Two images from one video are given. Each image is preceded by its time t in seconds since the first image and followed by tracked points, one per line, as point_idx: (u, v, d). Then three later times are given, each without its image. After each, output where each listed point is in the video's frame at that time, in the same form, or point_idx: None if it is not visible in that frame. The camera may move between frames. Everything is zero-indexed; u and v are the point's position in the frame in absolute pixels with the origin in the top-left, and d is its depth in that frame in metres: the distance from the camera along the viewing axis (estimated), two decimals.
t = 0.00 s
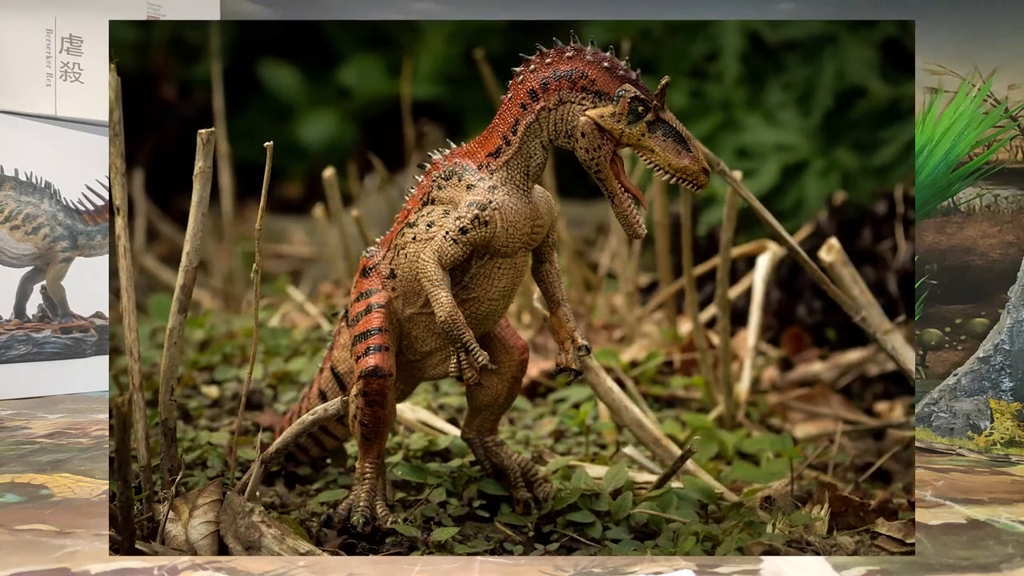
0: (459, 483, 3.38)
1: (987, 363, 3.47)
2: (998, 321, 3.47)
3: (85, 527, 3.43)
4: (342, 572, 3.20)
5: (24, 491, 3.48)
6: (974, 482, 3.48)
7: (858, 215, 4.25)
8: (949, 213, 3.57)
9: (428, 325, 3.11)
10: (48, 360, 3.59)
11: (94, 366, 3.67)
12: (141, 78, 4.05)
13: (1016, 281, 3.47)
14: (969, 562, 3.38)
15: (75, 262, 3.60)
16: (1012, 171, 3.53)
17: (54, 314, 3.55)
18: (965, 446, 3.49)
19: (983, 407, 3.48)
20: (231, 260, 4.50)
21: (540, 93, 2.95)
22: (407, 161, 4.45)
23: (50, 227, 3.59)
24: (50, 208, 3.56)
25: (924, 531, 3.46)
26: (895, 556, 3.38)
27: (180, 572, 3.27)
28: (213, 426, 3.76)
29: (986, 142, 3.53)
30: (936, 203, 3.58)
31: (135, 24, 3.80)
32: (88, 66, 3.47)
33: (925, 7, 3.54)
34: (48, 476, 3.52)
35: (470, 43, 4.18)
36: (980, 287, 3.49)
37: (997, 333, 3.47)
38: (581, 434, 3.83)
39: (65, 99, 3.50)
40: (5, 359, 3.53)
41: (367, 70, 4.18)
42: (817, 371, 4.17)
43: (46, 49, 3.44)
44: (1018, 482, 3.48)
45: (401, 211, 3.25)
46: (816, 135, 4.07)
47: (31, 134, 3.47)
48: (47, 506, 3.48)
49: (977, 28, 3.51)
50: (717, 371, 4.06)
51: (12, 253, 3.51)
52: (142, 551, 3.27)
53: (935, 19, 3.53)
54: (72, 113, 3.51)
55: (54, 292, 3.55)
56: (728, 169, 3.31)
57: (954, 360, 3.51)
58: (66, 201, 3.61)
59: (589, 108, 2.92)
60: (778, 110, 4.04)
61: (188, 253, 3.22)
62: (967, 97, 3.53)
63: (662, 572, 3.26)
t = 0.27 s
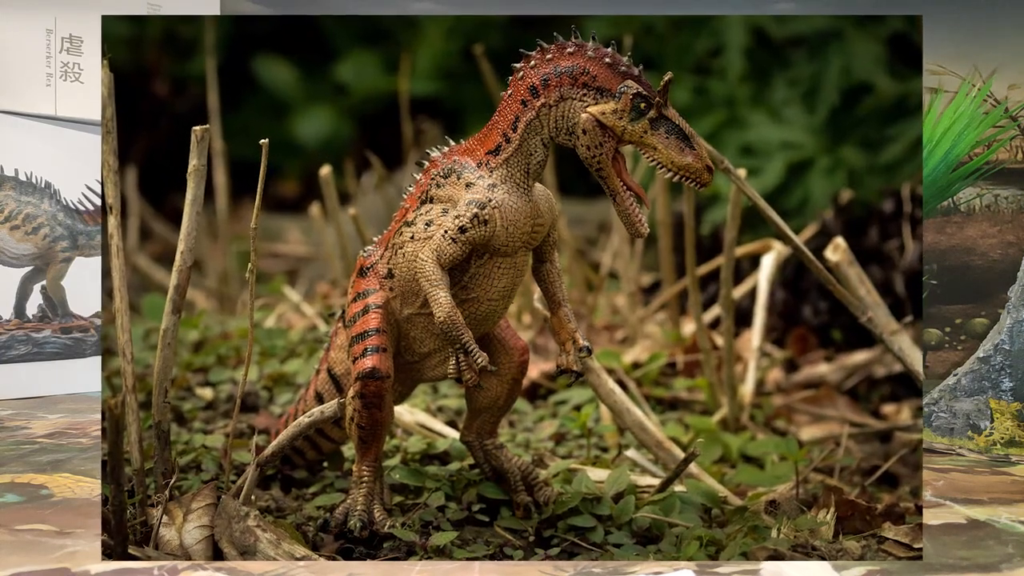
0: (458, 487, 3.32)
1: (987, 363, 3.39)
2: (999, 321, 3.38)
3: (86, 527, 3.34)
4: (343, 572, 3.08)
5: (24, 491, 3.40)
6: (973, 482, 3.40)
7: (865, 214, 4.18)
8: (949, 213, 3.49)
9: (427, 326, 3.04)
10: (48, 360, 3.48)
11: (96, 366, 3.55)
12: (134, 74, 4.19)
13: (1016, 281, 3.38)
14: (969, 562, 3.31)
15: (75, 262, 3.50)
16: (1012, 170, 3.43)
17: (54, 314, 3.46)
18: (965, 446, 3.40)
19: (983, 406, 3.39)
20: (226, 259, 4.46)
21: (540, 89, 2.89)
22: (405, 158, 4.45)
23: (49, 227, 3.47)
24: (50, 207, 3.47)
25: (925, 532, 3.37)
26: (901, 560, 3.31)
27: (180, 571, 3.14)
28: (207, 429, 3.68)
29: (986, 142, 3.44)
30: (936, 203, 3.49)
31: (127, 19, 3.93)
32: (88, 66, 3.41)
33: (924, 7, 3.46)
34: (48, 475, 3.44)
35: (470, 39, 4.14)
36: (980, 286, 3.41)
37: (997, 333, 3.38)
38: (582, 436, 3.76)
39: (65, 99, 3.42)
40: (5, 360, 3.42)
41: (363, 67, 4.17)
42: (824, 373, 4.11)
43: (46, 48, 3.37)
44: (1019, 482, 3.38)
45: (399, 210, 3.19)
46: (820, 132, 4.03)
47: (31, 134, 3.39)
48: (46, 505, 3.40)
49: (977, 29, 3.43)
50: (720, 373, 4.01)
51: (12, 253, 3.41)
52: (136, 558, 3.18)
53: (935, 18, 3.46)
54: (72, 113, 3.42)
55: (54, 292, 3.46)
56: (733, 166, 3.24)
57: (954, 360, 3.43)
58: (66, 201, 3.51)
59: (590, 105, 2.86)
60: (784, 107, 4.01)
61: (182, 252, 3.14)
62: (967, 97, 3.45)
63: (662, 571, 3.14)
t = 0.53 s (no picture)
0: (457, 491, 3.26)
1: (987, 363, 3.29)
2: (999, 321, 3.29)
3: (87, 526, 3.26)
4: (342, 572, 3.02)
5: (24, 491, 3.31)
6: (973, 482, 3.30)
7: (871, 213, 4.18)
8: (949, 213, 3.39)
9: (426, 327, 2.98)
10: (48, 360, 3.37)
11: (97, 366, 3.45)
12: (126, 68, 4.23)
13: (1016, 281, 3.28)
14: (969, 562, 3.22)
15: (75, 262, 3.41)
16: (1012, 171, 3.34)
17: (53, 314, 3.36)
18: (964, 446, 3.30)
19: (982, 406, 3.29)
20: (221, 259, 4.46)
21: (540, 86, 2.82)
22: (404, 155, 4.48)
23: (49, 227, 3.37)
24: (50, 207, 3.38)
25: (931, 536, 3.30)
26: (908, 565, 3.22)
27: (180, 572, 3.08)
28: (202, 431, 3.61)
29: (986, 142, 3.35)
30: (936, 203, 3.40)
31: (118, 11, 4.02)
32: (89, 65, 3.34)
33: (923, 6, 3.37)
34: (48, 476, 3.33)
35: (471, 35, 4.19)
36: (980, 286, 3.30)
37: (997, 333, 3.29)
38: (583, 439, 3.70)
39: (65, 99, 3.34)
40: (4, 360, 3.33)
41: (361, 62, 4.24)
42: (829, 374, 4.07)
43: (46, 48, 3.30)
44: (1018, 482, 3.28)
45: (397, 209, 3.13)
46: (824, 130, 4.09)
47: (31, 133, 3.31)
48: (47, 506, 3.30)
49: (977, 29, 3.33)
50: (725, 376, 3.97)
51: (11, 253, 3.31)
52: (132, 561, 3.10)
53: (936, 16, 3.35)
54: (72, 114, 3.35)
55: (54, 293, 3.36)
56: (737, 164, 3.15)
57: (954, 360, 3.33)
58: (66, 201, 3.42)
59: (591, 102, 2.79)
60: (789, 103, 4.09)
61: (176, 251, 3.05)
62: (967, 97, 3.34)
63: (662, 572, 3.07)
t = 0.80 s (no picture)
0: (456, 495, 3.20)
1: (987, 363, 3.22)
2: (999, 321, 3.22)
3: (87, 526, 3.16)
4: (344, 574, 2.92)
5: (24, 491, 3.21)
6: (973, 482, 3.22)
7: (878, 212, 4.26)
8: (948, 213, 3.33)
9: (424, 327, 2.92)
10: (48, 360, 3.29)
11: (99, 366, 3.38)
12: (125, 66, 4.65)
13: (1016, 281, 3.21)
14: (969, 562, 3.15)
15: (77, 262, 3.35)
16: (1012, 171, 3.26)
17: (53, 314, 3.29)
18: (964, 446, 3.23)
19: (982, 406, 3.21)
20: (215, 258, 4.56)
21: (540, 82, 2.76)
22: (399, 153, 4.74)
23: (49, 227, 3.31)
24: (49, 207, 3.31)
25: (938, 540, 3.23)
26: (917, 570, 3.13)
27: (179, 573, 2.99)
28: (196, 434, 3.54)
29: (985, 142, 3.27)
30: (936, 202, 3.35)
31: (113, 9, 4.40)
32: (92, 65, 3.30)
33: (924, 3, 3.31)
34: (48, 476, 3.24)
35: (469, 29, 4.44)
36: (980, 287, 3.25)
37: (997, 333, 3.22)
38: (584, 442, 3.66)
39: (66, 99, 3.28)
40: (4, 360, 3.23)
41: (357, 58, 4.60)
42: (835, 375, 4.06)
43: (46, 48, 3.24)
44: (1019, 482, 3.20)
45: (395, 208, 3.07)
46: (829, 127, 4.29)
47: (31, 133, 3.24)
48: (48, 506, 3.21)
49: (977, 28, 3.26)
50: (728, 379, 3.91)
51: (11, 253, 3.23)
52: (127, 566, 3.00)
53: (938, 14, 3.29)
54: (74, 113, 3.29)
55: (54, 292, 3.30)
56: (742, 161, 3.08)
57: (954, 360, 3.25)
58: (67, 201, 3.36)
59: (592, 99, 2.73)
60: (794, 99, 4.29)
61: (170, 251, 2.96)
62: (966, 97, 3.27)
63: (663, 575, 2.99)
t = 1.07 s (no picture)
0: (455, 498, 3.15)
1: (987, 363, 3.03)
2: (999, 321, 3.04)
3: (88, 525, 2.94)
4: None
5: (24, 491, 2.98)
6: (973, 482, 3.04)
7: (884, 210, 4.23)
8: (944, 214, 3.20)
9: (422, 328, 2.87)
10: (47, 359, 3.03)
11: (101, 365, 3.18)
12: (115, 62, 4.64)
13: (1016, 281, 3.03)
14: (969, 562, 2.98)
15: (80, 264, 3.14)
16: (1012, 171, 3.11)
17: (53, 314, 3.05)
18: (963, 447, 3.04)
19: (982, 407, 3.03)
20: (211, 257, 4.57)
21: (541, 79, 2.70)
22: (399, 151, 4.72)
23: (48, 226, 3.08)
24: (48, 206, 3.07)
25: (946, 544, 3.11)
26: None
27: None
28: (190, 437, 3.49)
29: (985, 142, 3.15)
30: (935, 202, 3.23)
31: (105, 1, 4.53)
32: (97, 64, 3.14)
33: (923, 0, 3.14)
34: (48, 476, 3.01)
35: (468, 25, 4.53)
36: (979, 286, 3.06)
37: (997, 333, 3.03)
38: (586, 445, 3.59)
39: (67, 99, 3.11)
40: (3, 360, 2.98)
41: (354, 54, 4.68)
42: (840, 377, 4.02)
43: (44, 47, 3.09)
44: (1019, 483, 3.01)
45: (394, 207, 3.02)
46: (834, 126, 4.33)
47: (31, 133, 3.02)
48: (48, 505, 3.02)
49: (977, 29, 3.09)
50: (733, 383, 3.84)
51: (11, 253, 2.99)
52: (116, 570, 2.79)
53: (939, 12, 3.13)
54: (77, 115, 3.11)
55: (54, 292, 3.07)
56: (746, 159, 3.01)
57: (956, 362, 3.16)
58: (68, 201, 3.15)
59: (594, 96, 2.67)
60: (799, 96, 4.33)
61: (163, 251, 2.89)
62: (966, 97, 3.14)
63: None
